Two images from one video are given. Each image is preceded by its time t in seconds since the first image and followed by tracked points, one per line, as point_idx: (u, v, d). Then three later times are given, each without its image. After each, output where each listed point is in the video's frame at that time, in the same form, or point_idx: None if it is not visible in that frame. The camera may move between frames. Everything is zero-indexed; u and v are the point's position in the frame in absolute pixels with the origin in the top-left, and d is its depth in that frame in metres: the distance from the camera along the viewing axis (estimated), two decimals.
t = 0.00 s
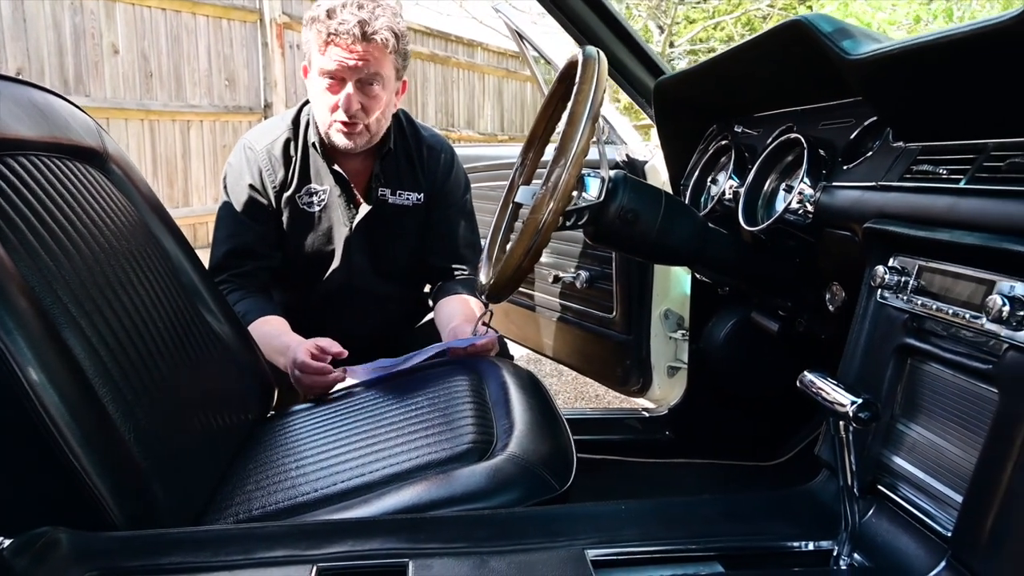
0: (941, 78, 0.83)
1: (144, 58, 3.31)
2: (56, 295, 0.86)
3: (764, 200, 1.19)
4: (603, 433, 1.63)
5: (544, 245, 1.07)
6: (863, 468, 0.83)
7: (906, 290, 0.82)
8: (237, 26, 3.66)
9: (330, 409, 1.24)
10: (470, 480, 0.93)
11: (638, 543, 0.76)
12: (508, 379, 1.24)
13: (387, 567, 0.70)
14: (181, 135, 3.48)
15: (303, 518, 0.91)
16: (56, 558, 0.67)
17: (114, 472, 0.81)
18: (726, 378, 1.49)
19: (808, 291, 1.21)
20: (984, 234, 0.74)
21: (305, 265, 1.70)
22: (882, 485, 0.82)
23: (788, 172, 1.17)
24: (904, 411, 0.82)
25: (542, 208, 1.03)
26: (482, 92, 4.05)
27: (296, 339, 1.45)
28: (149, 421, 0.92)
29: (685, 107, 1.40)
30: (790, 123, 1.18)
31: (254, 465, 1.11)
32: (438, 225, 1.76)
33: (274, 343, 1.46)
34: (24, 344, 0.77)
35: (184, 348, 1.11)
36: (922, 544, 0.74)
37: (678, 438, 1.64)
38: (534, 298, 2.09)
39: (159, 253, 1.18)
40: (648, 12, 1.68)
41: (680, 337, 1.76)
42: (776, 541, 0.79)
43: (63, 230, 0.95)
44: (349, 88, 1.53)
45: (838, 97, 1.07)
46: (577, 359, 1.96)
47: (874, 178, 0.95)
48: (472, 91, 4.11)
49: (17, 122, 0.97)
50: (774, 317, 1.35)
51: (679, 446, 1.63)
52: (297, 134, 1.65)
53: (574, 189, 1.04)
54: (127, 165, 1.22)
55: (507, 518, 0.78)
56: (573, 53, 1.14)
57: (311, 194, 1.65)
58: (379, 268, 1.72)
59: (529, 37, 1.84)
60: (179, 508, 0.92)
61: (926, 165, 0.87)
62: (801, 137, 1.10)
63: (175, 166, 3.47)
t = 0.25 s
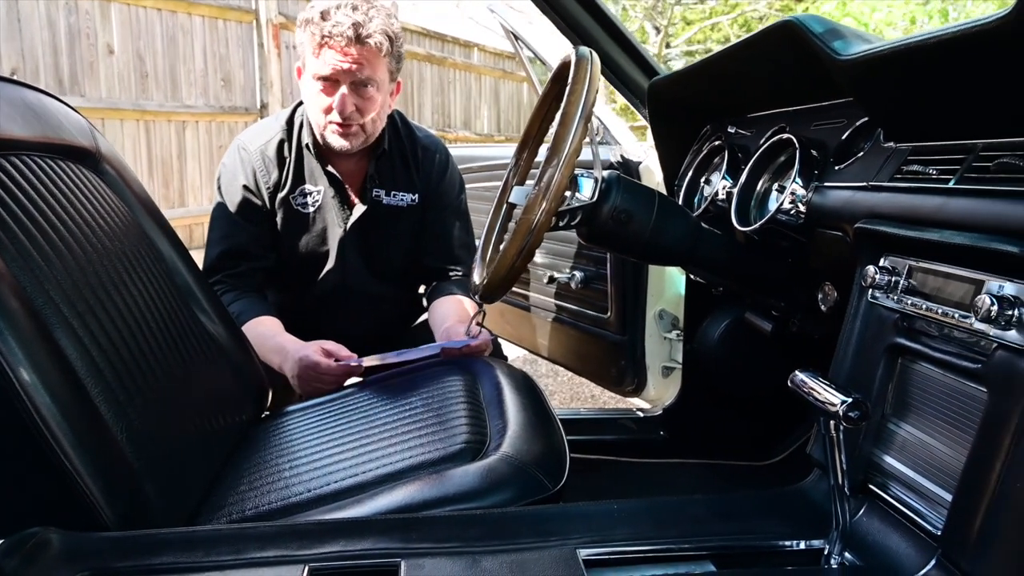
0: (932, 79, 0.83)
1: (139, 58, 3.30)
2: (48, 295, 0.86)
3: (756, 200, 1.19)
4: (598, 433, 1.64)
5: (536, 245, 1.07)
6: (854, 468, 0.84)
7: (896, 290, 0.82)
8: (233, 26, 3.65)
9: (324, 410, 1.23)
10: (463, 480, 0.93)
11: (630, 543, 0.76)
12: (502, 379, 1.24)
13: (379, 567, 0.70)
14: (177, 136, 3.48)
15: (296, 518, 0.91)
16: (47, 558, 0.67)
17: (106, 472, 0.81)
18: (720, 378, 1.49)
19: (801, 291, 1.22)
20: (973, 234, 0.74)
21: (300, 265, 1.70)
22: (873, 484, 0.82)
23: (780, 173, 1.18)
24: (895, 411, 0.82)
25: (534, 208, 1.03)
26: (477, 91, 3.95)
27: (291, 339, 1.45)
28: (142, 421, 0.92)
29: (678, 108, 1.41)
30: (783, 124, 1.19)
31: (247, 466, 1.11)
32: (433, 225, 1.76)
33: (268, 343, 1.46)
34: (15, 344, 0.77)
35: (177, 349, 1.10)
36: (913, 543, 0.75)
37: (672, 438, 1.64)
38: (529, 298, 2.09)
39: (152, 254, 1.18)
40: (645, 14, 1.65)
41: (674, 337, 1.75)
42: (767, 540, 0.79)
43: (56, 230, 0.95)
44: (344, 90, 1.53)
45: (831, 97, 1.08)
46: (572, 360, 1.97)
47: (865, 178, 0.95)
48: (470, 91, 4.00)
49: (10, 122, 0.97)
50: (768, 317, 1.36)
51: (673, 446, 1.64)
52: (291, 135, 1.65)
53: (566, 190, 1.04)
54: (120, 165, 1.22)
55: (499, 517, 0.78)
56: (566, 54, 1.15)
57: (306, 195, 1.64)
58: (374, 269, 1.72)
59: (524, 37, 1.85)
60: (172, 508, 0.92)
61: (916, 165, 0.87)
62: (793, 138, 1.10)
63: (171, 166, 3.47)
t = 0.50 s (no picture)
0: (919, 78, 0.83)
1: (133, 58, 3.29)
2: (38, 295, 0.86)
3: (748, 200, 1.19)
4: (591, 432, 1.64)
5: (527, 246, 1.08)
6: (844, 466, 0.84)
7: (885, 289, 0.83)
8: (228, 26, 3.64)
9: (317, 410, 1.23)
10: (454, 480, 0.93)
11: (621, 542, 0.76)
12: (495, 378, 1.24)
13: (370, 566, 0.70)
14: (172, 136, 3.46)
15: (288, 518, 0.91)
16: (36, 559, 0.67)
17: (96, 472, 0.81)
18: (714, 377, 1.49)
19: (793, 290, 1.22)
20: (961, 233, 0.75)
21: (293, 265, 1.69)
22: (863, 482, 0.82)
23: (771, 172, 1.18)
24: (884, 409, 0.82)
25: (526, 208, 1.03)
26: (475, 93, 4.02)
27: (284, 339, 1.45)
28: (133, 421, 0.92)
29: (671, 108, 1.41)
30: (774, 124, 1.19)
31: (239, 466, 1.11)
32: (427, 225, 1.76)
33: (262, 343, 1.46)
34: (4, 344, 0.76)
35: (169, 349, 1.10)
36: (902, 541, 0.75)
37: (666, 437, 1.65)
38: (523, 297, 2.09)
39: (145, 254, 1.18)
40: (639, 14, 1.71)
41: (668, 336, 1.76)
42: (758, 538, 0.79)
43: (47, 230, 0.94)
44: (346, 96, 1.53)
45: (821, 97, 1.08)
46: (566, 360, 1.97)
47: (855, 177, 0.96)
48: (466, 91, 4.05)
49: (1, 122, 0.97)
50: (760, 316, 1.36)
51: (667, 446, 1.64)
52: (285, 136, 1.65)
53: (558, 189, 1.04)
54: (112, 165, 1.21)
55: (490, 516, 0.78)
56: (558, 55, 1.15)
57: (300, 195, 1.64)
58: (367, 269, 1.72)
59: (518, 37, 1.85)
60: (163, 508, 0.92)
61: (904, 164, 0.88)
62: (784, 138, 1.10)
63: (165, 166, 3.45)
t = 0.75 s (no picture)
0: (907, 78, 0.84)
1: (129, 58, 3.29)
2: (31, 296, 0.86)
3: (740, 199, 1.20)
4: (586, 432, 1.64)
5: (520, 245, 1.09)
6: (834, 465, 0.85)
7: (875, 288, 0.83)
8: (223, 25, 3.62)
9: (312, 410, 1.24)
10: (447, 480, 0.93)
11: (613, 540, 0.76)
12: (489, 378, 1.24)
13: (362, 566, 0.70)
14: (168, 136, 3.46)
15: (281, 518, 0.91)
16: (28, 559, 0.67)
17: (87, 472, 0.81)
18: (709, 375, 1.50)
19: (786, 289, 1.23)
20: (948, 233, 0.75)
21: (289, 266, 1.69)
22: (853, 480, 0.83)
23: (763, 172, 1.18)
24: (874, 407, 0.83)
25: (519, 208, 1.04)
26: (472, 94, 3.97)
27: (279, 340, 1.45)
28: (126, 422, 0.92)
29: (665, 108, 1.41)
30: (767, 123, 1.19)
31: (233, 466, 1.11)
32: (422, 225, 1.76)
33: (257, 343, 1.46)
34: None
35: (163, 350, 1.10)
36: (891, 538, 0.76)
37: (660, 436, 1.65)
38: (519, 297, 2.09)
39: (138, 254, 1.18)
40: (636, 14, 1.65)
41: (663, 336, 1.75)
42: (749, 536, 0.79)
43: (39, 231, 0.94)
44: (342, 97, 1.53)
45: (812, 97, 1.09)
46: (562, 359, 1.97)
47: (845, 176, 0.96)
48: (462, 91, 4.03)
49: None
50: (753, 315, 1.37)
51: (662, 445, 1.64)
52: (279, 135, 1.65)
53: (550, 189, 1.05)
54: (105, 165, 1.21)
55: (483, 515, 0.78)
56: (551, 55, 1.15)
57: (295, 195, 1.65)
58: (362, 269, 1.73)
59: (513, 37, 1.85)
60: (156, 509, 0.92)
61: (893, 164, 0.88)
62: (776, 137, 1.11)
63: (162, 166, 3.45)
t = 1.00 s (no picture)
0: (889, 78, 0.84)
1: (118, 57, 3.27)
2: (13, 296, 0.86)
3: (727, 199, 1.21)
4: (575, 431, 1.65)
5: (507, 245, 1.09)
6: (819, 462, 0.86)
7: (858, 286, 0.84)
8: (213, 24, 3.60)
9: (299, 411, 1.23)
10: (433, 479, 0.93)
11: (597, 538, 0.77)
12: (477, 377, 1.24)
13: (346, 565, 0.70)
14: (157, 136, 3.45)
15: (267, 518, 0.91)
16: (8, 560, 0.67)
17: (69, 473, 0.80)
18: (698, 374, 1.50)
19: (773, 288, 1.23)
20: (929, 231, 0.76)
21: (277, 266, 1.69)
22: (836, 477, 0.84)
23: (750, 172, 1.19)
24: (858, 405, 0.84)
25: (505, 208, 1.04)
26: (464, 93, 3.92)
27: (266, 340, 1.45)
28: (110, 423, 0.91)
29: (653, 108, 1.42)
30: (753, 124, 1.20)
31: (219, 467, 1.11)
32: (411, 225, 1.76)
33: (244, 343, 1.46)
34: None
35: (149, 350, 1.10)
36: (873, 535, 0.77)
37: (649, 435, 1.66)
38: (508, 297, 2.10)
39: (123, 254, 1.17)
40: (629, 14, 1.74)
41: (652, 335, 1.76)
42: (733, 533, 0.80)
43: (22, 231, 0.94)
44: (328, 92, 1.52)
45: (798, 98, 1.09)
46: (552, 359, 1.97)
47: (829, 176, 0.97)
48: (455, 91, 3.95)
49: None
50: (741, 314, 1.37)
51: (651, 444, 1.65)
52: (267, 135, 1.64)
53: (536, 188, 1.05)
54: (89, 165, 1.21)
55: (467, 514, 0.78)
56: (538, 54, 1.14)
57: (283, 194, 1.64)
58: (351, 269, 1.72)
59: (503, 36, 1.84)
60: (140, 510, 0.92)
61: (876, 164, 0.89)
62: (762, 137, 1.11)
63: (151, 166, 3.44)
